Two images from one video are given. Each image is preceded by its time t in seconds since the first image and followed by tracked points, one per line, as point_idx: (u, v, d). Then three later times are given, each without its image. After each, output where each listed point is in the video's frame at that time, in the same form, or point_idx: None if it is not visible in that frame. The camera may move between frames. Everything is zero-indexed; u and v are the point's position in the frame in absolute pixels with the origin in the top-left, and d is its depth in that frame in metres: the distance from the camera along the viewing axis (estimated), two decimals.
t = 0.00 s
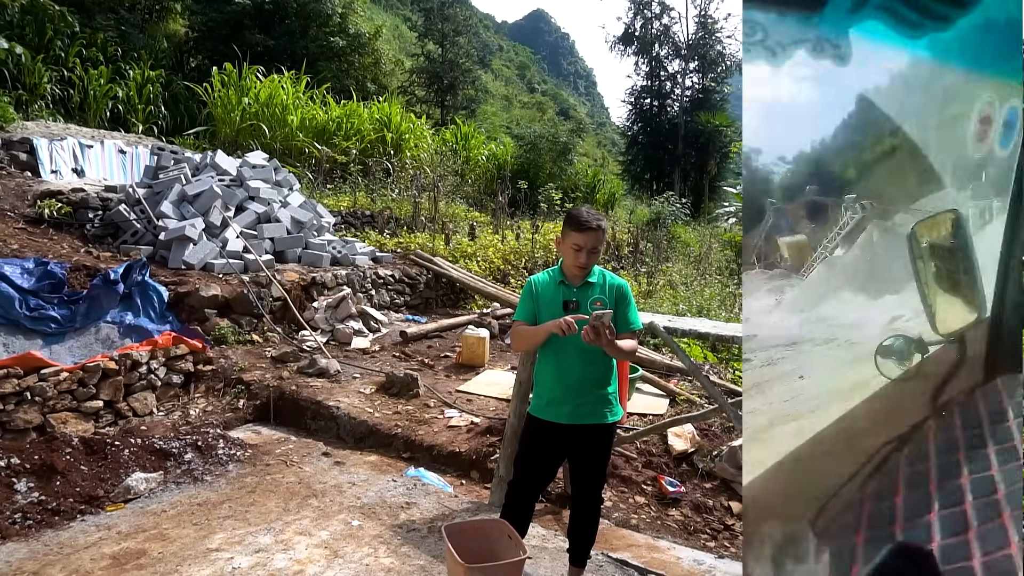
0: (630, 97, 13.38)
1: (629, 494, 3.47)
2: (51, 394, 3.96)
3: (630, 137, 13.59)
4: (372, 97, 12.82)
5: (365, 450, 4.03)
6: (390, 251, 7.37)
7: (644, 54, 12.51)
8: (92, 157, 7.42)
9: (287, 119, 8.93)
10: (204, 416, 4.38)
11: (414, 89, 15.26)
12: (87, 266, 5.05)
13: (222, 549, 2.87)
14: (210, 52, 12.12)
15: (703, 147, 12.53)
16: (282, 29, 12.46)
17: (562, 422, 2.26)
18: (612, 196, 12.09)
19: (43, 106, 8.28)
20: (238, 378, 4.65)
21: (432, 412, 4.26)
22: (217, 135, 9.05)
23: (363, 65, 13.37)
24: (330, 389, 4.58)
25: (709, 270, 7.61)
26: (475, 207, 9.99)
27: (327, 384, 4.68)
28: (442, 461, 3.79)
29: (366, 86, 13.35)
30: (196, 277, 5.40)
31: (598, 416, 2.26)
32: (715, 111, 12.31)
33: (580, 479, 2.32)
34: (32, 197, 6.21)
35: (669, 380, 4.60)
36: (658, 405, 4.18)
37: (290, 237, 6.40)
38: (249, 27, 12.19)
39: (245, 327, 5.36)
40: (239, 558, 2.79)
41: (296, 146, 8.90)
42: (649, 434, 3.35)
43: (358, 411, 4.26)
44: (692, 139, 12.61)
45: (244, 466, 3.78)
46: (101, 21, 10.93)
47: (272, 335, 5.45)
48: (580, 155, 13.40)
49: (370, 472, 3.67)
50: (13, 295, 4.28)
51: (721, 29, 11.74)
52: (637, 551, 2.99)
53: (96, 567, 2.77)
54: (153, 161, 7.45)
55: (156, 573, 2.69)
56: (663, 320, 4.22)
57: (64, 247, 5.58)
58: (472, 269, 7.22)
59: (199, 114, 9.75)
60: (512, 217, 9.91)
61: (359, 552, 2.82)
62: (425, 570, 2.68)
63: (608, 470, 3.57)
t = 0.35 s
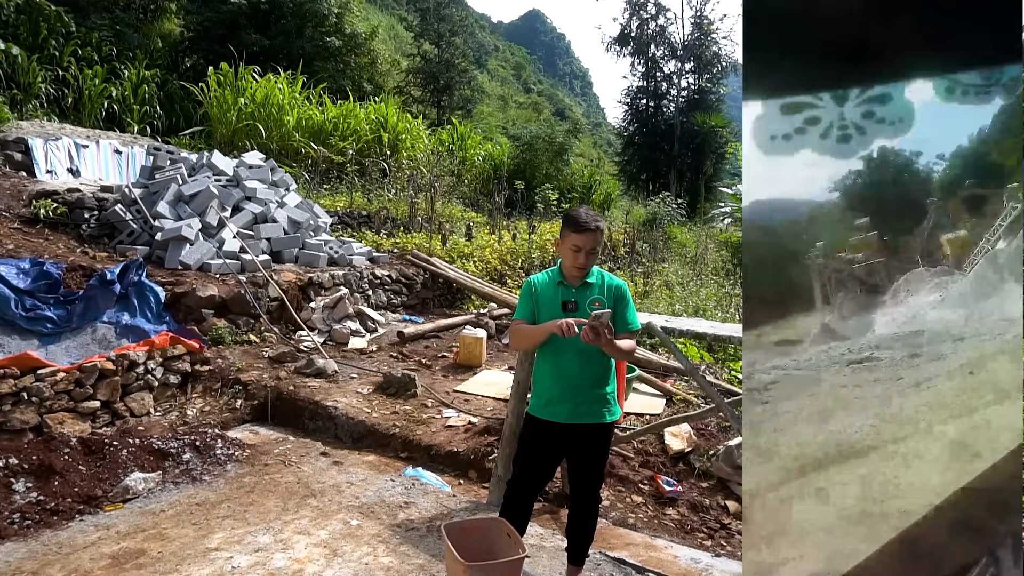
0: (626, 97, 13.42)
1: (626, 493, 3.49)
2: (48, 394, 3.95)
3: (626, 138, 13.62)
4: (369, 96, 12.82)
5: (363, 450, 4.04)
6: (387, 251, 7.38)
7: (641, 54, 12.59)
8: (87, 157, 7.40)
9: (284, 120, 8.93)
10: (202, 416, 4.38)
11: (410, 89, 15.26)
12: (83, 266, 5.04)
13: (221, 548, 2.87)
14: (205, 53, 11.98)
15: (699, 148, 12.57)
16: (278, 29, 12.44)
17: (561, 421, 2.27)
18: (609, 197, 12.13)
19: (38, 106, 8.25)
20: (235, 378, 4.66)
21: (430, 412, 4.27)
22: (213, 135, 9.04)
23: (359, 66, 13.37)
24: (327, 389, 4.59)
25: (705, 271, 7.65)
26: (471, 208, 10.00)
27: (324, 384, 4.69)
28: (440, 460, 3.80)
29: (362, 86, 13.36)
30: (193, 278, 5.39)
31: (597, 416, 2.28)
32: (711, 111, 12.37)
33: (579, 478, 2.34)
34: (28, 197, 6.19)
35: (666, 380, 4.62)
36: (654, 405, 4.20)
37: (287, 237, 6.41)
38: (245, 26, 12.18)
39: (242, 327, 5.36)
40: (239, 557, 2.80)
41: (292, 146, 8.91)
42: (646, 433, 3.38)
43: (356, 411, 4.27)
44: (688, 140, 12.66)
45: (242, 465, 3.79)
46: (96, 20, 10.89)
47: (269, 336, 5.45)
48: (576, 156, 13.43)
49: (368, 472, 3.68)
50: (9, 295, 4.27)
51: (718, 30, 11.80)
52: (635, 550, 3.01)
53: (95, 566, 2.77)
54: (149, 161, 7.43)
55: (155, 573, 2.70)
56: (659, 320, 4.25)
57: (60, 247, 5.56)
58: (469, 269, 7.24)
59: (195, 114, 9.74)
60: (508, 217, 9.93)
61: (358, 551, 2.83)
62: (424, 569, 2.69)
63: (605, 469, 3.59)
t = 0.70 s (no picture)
0: (624, 98, 13.44)
1: (627, 491, 3.51)
2: (48, 394, 3.95)
3: (625, 138, 13.64)
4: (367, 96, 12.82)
5: (364, 449, 4.05)
6: (386, 251, 7.39)
7: (638, 55, 12.80)
8: (86, 157, 7.39)
9: (282, 119, 8.93)
10: (202, 415, 4.38)
11: (408, 89, 15.26)
12: (83, 266, 5.04)
13: (224, 546, 2.88)
14: (203, 52, 12.05)
15: (696, 148, 12.60)
16: (277, 29, 12.43)
17: (563, 418, 2.29)
18: (607, 197, 12.15)
19: (36, 105, 8.25)
20: (235, 378, 4.66)
21: (430, 411, 4.28)
22: (212, 135, 9.03)
23: (357, 66, 13.35)
24: (328, 388, 4.59)
25: (703, 270, 7.67)
26: (470, 207, 10.00)
27: (324, 383, 4.69)
28: (441, 459, 3.81)
29: (361, 86, 13.36)
30: (193, 277, 5.39)
31: (602, 413, 2.29)
32: (709, 111, 12.39)
33: (581, 477, 2.35)
34: (26, 197, 6.19)
35: (665, 379, 4.64)
36: (654, 403, 4.21)
37: (287, 236, 6.41)
38: (244, 26, 12.17)
39: (242, 327, 5.37)
40: (242, 555, 2.81)
41: (291, 146, 8.92)
42: (646, 432, 3.39)
43: (356, 410, 4.27)
44: (686, 140, 12.68)
45: (244, 464, 3.79)
46: (94, 20, 10.87)
47: (269, 335, 5.46)
48: (575, 156, 13.46)
49: (370, 470, 3.69)
50: (8, 295, 4.26)
51: (715, 30, 11.90)
52: (636, 547, 3.03)
53: (98, 564, 2.78)
54: (148, 161, 7.43)
55: (159, 571, 2.70)
56: (660, 319, 4.26)
57: (59, 246, 5.56)
58: (469, 268, 7.25)
59: (194, 114, 9.74)
60: (507, 217, 9.94)
61: (361, 548, 2.84)
62: (427, 566, 2.70)
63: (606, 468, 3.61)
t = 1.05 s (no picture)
0: (625, 98, 13.47)
1: (628, 492, 3.52)
2: (51, 394, 3.98)
3: (625, 138, 13.66)
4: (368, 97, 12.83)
5: (366, 449, 4.06)
6: (388, 252, 7.41)
7: (639, 55, 12.87)
8: (88, 158, 7.41)
9: (284, 120, 8.95)
10: (204, 416, 4.40)
11: (410, 89, 15.29)
12: (85, 267, 5.06)
13: (227, 546, 2.90)
14: (205, 53, 12.10)
15: (697, 148, 12.59)
16: (278, 30, 12.45)
17: (565, 420, 2.30)
18: (608, 197, 12.16)
19: (38, 106, 8.28)
20: (237, 378, 4.68)
21: (432, 411, 4.30)
22: (214, 136, 9.07)
23: (359, 66, 13.37)
24: (329, 389, 4.61)
25: (704, 271, 7.68)
26: (471, 208, 10.03)
27: (326, 384, 4.71)
28: (443, 459, 3.82)
29: (362, 87, 13.38)
30: (194, 278, 5.42)
31: (601, 412, 2.31)
32: (709, 112, 12.41)
33: (581, 477, 2.37)
34: (29, 198, 6.21)
35: (666, 379, 4.65)
36: (655, 404, 4.23)
37: (288, 237, 6.43)
38: (245, 27, 12.19)
39: (244, 327, 5.38)
40: (245, 555, 2.82)
41: (293, 146, 8.93)
42: (648, 433, 3.40)
43: (358, 410, 4.29)
44: (687, 140, 12.69)
45: (246, 464, 3.81)
46: (96, 21, 10.90)
47: (271, 336, 5.47)
48: (575, 157, 13.49)
49: (371, 470, 3.71)
50: (12, 296, 4.29)
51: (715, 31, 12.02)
52: (637, 548, 3.05)
53: (103, 564, 2.80)
54: (150, 161, 7.46)
55: (163, 570, 2.72)
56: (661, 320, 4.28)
57: (62, 247, 5.58)
58: (470, 269, 7.26)
59: (195, 115, 9.76)
60: (508, 217, 9.97)
61: (364, 548, 2.86)
62: (430, 566, 2.72)
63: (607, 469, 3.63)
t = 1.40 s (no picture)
0: (632, 98, 13.45)
1: (634, 491, 3.52)
2: (60, 394, 4.00)
3: (632, 138, 13.64)
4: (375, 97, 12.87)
5: (372, 449, 4.08)
6: (394, 252, 7.43)
7: (645, 55, 12.84)
8: (97, 158, 7.46)
9: (291, 120, 8.97)
10: (212, 415, 4.42)
11: (416, 89, 15.31)
12: (94, 267, 5.09)
13: (234, 545, 2.91)
14: (213, 54, 12.17)
15: (704, 148, 12.49)
16: (285, 30, 12.49)
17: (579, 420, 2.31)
18: (614, 197, 12.16)
19: (47, 107, 8.35)
20: (244, 378, 4.70)
21: (438, 411, 4.30)
22: (221, 136, 9.11)
23: (365, 66, 13.36)
24: (335, 388, 4.62)
25: (710, 271, 7.67)
26: (477, 208, 10.04)
27: (333, 384, 4.72)
28: (448, 459, 3.83)
29: (369, 87, 13.41)
30: (201, 278, 5.44)
31: (614, 411, 2.34)
32: (716, 111, 12.39)
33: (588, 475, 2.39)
34: (38, 198, 6.25)
35: (672, 380, 4.64)
36: (661, 404, 4.22)
37: (295, 237, 6.45)
38: (252, 28, 12.25)
39: (250, 327, 5.41)
40: (252, 553, 2.84)
41: (299, 147, 8.94)
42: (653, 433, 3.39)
43: (364, 410, 4.30)
44: (693, 140, 12.62)
45: (253, 464, 3.82)
46: (105, 22, 10.98)
47: (278, 336, 5.50)
48: (581, 157, 13.49)
49: (378, 470, 3.72)
50: (21, 296, 4.31)
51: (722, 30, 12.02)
52: (642, 548, 3.05)
53: (111, 562, 2.82)
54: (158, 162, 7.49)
55: (171, 568, 2.74)
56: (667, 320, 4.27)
57: (71, 247, 5.62)
58: (476, 269, 7.28)
59: (203, 116, 9.82)
60: (514, 217, 9.97)
61: (369, 548, 2.87)
62: (435, 565, 2.72)
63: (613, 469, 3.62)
